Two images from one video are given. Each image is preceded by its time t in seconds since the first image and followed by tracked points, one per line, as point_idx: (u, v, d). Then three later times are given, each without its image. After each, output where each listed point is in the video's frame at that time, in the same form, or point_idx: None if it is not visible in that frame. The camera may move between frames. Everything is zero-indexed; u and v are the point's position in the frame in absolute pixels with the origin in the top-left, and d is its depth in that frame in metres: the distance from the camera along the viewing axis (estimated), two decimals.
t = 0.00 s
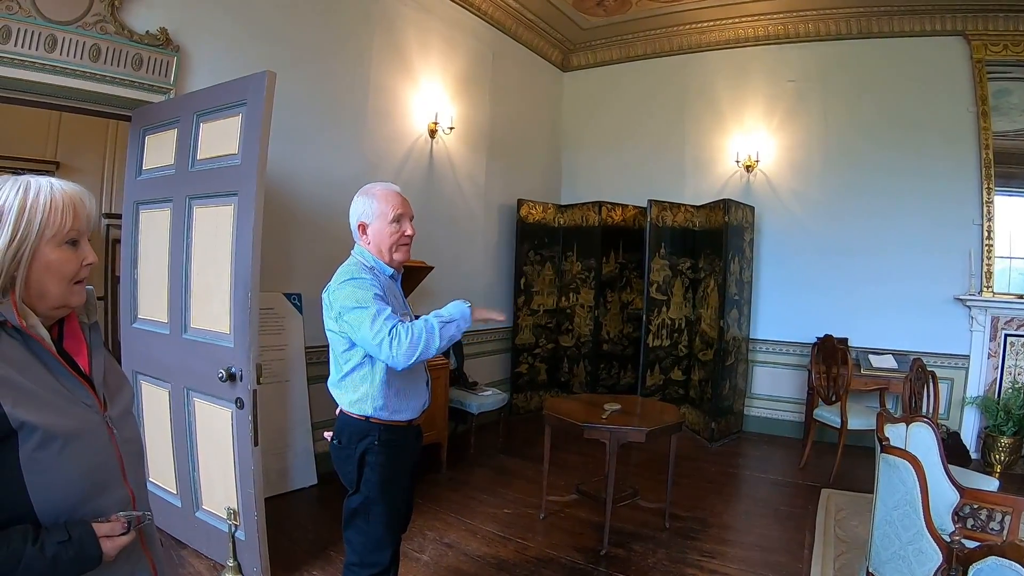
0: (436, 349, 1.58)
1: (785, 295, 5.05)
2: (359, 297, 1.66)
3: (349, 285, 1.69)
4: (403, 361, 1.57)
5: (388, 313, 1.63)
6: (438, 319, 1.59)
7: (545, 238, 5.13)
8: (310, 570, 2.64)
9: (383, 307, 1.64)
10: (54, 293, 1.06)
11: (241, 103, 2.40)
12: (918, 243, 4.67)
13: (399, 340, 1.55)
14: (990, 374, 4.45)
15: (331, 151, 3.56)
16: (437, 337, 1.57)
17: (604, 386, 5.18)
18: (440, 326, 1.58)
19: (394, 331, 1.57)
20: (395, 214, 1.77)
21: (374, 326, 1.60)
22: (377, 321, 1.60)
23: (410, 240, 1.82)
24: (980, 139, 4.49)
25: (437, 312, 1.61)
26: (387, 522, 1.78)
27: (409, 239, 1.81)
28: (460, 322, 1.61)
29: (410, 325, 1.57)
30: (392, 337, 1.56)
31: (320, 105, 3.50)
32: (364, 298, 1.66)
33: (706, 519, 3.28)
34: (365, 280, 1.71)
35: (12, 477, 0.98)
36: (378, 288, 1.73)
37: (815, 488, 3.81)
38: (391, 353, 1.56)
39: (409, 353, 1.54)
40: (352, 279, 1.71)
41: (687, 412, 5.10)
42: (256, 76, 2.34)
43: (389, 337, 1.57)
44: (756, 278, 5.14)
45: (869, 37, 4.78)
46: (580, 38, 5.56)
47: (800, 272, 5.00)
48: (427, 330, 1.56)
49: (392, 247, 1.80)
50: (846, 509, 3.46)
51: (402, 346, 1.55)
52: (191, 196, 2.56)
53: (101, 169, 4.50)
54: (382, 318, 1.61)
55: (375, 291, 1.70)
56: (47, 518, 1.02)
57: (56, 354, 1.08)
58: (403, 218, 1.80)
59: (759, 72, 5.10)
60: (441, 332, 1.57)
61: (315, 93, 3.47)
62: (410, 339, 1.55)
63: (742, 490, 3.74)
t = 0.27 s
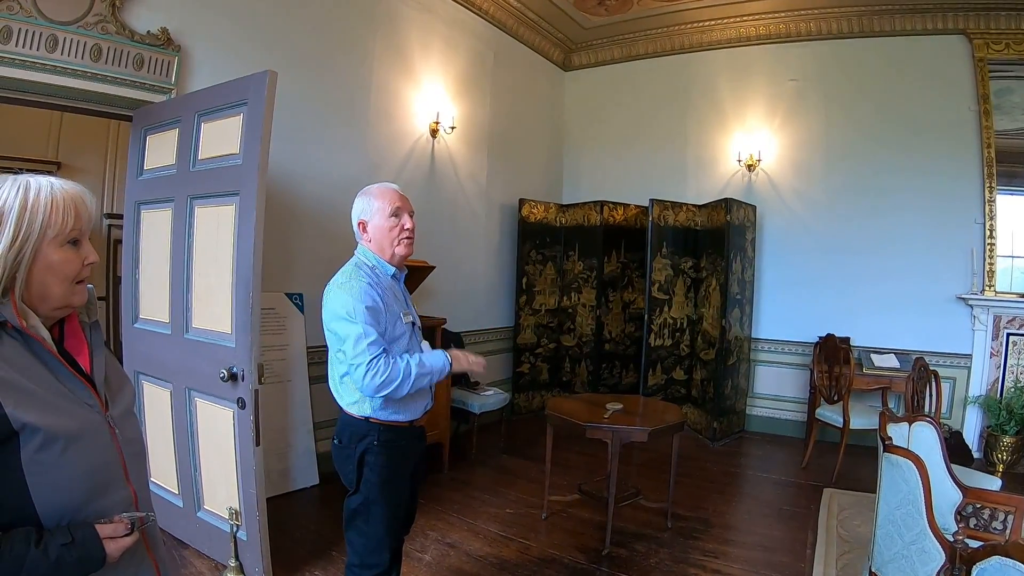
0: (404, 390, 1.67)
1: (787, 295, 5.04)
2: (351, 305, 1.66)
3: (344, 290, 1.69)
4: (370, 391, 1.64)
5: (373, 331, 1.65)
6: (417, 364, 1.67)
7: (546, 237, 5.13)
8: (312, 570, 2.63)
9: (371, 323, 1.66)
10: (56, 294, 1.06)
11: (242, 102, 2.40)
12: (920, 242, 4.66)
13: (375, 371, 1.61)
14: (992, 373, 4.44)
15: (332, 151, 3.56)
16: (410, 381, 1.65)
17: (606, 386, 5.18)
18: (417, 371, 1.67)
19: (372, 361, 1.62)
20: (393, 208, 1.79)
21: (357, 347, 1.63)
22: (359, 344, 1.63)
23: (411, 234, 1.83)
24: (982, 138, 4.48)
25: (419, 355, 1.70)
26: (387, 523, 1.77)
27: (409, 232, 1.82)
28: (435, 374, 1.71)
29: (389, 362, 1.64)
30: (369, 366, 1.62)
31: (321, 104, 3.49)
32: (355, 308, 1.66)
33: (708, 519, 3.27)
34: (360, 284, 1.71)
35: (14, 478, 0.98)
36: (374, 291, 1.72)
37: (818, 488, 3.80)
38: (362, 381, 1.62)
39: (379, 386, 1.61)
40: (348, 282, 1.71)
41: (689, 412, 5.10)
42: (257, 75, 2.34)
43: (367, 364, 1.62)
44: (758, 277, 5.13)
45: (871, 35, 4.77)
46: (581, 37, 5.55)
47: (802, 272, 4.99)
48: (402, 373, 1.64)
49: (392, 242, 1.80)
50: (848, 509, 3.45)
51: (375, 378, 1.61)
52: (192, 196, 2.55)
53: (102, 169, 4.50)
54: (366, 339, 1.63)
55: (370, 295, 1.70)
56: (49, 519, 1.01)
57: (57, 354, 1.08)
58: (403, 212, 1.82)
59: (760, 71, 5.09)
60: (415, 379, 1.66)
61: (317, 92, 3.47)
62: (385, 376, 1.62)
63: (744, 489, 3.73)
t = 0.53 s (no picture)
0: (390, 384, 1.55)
1: (788, 293, 5.04)
2: (341, 302, 1.65)
3: (337, 288, 1.68)
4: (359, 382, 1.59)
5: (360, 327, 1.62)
6: (401, 357, 1.52)
7: (546, 237, 5.13)
8: (313, 570, 2.63)
9: (360, 319, 1.63)
10: (56, 293, 1.06)
11: (242, 101, 2.40)
12: (921, 241, 4.65)
13: (357, 363, 1.56)
14: (993, 372, 4.43)
15: (332, 150, 3.56)
16: (391, 375, 1.53)
17: (606, 386, 5.18)
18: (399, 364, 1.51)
19: (358, 352, 1.58)
20: (386, 209, 1.77)
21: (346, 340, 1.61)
22: (346, 339, 1.61)
23: (405, 233, 1.81)
24: (982, 137, 4.48)
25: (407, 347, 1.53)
26: (387, 522, 1.76)
27: (403, 233, 1.80)
28: (425, 369, 1.50)
29: (369, 354, 1.56)
30: (351, 357, 1.58)
31: (321, 104, 3.49)
32: (348, 307, 1.63)
33: (709, 519, 3.27)
34: (352, 284, 1.69)
35: (14, 480, 0.97)
36: (366, 291, 1.71)
37: (818, 487, 3.80)
38: (348, 372, 1.59)
39: (359, 375, 1.55)
40: (341, 280, 1.71)
41: (689, 411, 5.10)
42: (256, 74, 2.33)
43: (349, 357, 1.59)
44: (758, 276, 5.13)
45: (871, 34, 4.77)
46: (581, 36, 5.55)
47: (802, 271, 4.99)
48: (385, 363, 1.53)
49: (385, 243, 1.79)
50: (849, 508, 3.45)
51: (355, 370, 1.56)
52: (191, 195, 2.55)
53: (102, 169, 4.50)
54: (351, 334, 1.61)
55: (362, 295, 1.68)
56: (50, 521, 1.01)
57: (56, 354, 1.07)
58: (397, 211, 1.79)
59: (760, 70, 5.08)
60: (396, 373, 1.51)
61: (316, 92, 3.47)
62: (363, 368, 1.54)
63: (745, 489, 3.73)
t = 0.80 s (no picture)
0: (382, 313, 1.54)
1: (788, 293, 5.04)
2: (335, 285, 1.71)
3: (334, 279, 1.73)
4: (360, 332, 1.59)
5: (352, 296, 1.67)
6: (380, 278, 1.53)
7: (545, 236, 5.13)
8: (312, 570, 2.63)
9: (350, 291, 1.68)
10: (57, 293, 1.05)
11: (241, 101, 2.39)
12: (920, 240, 4.65)
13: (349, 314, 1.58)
14: (992, 371, 4.44)
15: (331, 149, 3.55)
16: (378, 302, 1.52)
17: (606, 385, 5.17)
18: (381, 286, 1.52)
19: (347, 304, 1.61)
20: (393, 215, 1.75)
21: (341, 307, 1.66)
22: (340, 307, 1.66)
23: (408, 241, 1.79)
24: (982, 136, 4.48)
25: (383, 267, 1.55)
26: (382, 521, 1.75)
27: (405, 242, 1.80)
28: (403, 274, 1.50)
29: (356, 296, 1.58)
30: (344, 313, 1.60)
31: (320, 103, 3.49)
32: (341, 285, 1.70)
33: (709, 518, 3.27)
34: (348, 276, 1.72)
35: (14, 481, 0.97)
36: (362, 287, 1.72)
37: (818, 486, 3.80)
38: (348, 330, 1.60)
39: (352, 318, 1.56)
40: (340, 274, 1.76)
41: (689, 410, 5.10)
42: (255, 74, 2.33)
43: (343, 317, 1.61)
44: (758, 275, 5.13)
45: (871, 34, 4.76)
46: (581, 36, 5.55)
47: (801, 270, 4.99)
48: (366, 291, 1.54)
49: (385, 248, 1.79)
50: (849, 507, 3.45)
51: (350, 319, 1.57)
52: (191, 194, 2.55)
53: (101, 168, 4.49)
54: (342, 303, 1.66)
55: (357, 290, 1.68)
56: (50, 523, 1.01)
57: (56, 355, 1.07)
58: (403, 219, 1.76)
59: (760, 69, 5.08)
60: (380, 294, 1.51)
61: (316, 91, 3.47)
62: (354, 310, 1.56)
63: (745, 488, 3.73)
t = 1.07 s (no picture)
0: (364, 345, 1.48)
1: (787, 291, 5.04)
2: (331, 288, 1.67)
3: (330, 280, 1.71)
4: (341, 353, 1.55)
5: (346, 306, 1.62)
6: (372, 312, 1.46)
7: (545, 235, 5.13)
8: (312, 570, 2.62)
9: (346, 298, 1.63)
10: (52, 292, 1.05)
11: (239, 99, 2.39)
12: (919, 238, 4.65)
13: (336, 327, 1.54)
14: (991, 370, 4.44)
15: (330, 148, 3.55)
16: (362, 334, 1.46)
17: (605, 384, 5.17)
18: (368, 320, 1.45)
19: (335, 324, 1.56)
20: (383, 208, 1.75)
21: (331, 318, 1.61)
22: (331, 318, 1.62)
23: (401, 232, 1.77)
24: (981, 135, 4.48)
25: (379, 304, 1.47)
26: (380, 520, 1.75)
27: (399, 231, 1.77)
28: (392, 321, 1.42)
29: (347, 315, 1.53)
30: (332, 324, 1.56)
31: (319, 102, 3.48)
32: (333, 293, 1.64)
33: (708, 517, 3.27)
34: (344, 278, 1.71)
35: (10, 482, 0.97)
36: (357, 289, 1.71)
37: (817, 485, 3.80)
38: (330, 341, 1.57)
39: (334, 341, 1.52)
40: (336, 275, 1.73)
41: (689, 409, 5.10)
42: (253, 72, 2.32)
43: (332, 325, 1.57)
44: (757, 274, 5.13)
45: (869, 32, 4.76)
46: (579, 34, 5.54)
47: (800, 268, 4.99)
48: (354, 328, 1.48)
49: (380, 242, 1.78)
50: (848, 506, 3.45)
51: (334, 333, 1.53)
52: (189, 193, 2.54)
53: (99, 167, 4.48)
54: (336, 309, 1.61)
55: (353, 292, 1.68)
56: (47, 523, 1.01)
57: (52, 354, 1.07)
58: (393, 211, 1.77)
59: (759, 68, 5.08)
60: (365, 330, 1.44)
61: (314, 90, 3.46)
62: (340, 328, 1.51)
63: (744, 487, 3.73)
